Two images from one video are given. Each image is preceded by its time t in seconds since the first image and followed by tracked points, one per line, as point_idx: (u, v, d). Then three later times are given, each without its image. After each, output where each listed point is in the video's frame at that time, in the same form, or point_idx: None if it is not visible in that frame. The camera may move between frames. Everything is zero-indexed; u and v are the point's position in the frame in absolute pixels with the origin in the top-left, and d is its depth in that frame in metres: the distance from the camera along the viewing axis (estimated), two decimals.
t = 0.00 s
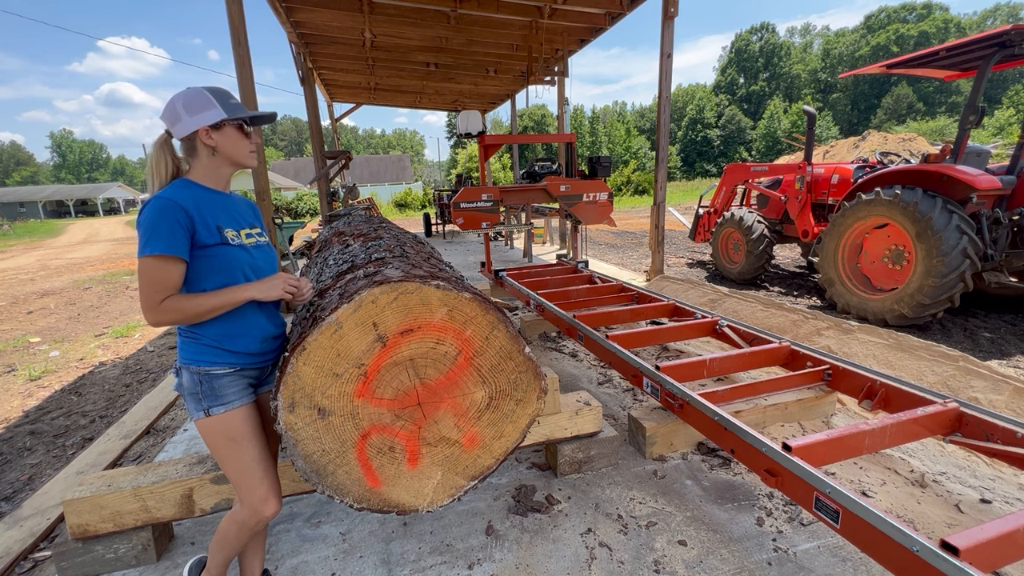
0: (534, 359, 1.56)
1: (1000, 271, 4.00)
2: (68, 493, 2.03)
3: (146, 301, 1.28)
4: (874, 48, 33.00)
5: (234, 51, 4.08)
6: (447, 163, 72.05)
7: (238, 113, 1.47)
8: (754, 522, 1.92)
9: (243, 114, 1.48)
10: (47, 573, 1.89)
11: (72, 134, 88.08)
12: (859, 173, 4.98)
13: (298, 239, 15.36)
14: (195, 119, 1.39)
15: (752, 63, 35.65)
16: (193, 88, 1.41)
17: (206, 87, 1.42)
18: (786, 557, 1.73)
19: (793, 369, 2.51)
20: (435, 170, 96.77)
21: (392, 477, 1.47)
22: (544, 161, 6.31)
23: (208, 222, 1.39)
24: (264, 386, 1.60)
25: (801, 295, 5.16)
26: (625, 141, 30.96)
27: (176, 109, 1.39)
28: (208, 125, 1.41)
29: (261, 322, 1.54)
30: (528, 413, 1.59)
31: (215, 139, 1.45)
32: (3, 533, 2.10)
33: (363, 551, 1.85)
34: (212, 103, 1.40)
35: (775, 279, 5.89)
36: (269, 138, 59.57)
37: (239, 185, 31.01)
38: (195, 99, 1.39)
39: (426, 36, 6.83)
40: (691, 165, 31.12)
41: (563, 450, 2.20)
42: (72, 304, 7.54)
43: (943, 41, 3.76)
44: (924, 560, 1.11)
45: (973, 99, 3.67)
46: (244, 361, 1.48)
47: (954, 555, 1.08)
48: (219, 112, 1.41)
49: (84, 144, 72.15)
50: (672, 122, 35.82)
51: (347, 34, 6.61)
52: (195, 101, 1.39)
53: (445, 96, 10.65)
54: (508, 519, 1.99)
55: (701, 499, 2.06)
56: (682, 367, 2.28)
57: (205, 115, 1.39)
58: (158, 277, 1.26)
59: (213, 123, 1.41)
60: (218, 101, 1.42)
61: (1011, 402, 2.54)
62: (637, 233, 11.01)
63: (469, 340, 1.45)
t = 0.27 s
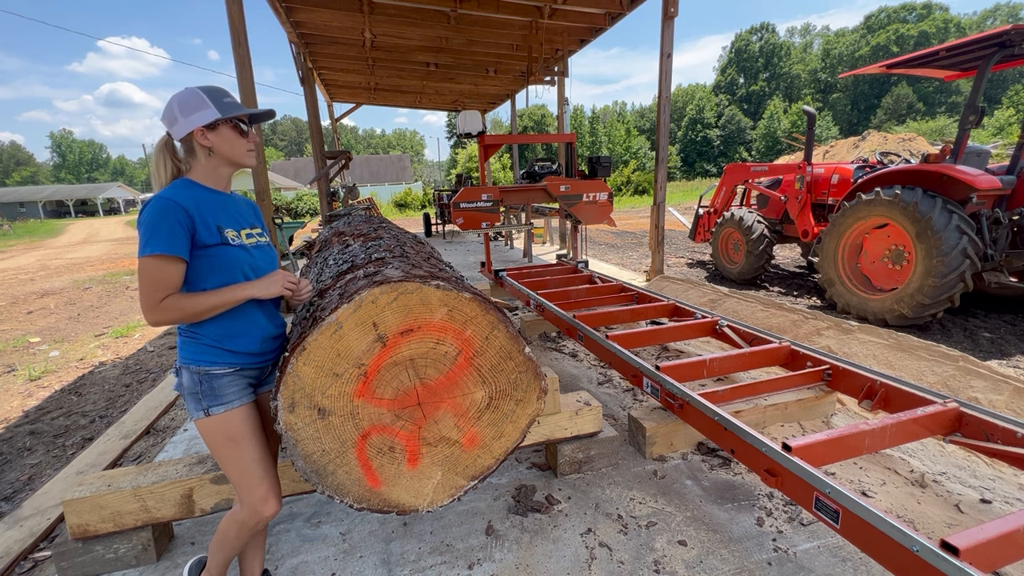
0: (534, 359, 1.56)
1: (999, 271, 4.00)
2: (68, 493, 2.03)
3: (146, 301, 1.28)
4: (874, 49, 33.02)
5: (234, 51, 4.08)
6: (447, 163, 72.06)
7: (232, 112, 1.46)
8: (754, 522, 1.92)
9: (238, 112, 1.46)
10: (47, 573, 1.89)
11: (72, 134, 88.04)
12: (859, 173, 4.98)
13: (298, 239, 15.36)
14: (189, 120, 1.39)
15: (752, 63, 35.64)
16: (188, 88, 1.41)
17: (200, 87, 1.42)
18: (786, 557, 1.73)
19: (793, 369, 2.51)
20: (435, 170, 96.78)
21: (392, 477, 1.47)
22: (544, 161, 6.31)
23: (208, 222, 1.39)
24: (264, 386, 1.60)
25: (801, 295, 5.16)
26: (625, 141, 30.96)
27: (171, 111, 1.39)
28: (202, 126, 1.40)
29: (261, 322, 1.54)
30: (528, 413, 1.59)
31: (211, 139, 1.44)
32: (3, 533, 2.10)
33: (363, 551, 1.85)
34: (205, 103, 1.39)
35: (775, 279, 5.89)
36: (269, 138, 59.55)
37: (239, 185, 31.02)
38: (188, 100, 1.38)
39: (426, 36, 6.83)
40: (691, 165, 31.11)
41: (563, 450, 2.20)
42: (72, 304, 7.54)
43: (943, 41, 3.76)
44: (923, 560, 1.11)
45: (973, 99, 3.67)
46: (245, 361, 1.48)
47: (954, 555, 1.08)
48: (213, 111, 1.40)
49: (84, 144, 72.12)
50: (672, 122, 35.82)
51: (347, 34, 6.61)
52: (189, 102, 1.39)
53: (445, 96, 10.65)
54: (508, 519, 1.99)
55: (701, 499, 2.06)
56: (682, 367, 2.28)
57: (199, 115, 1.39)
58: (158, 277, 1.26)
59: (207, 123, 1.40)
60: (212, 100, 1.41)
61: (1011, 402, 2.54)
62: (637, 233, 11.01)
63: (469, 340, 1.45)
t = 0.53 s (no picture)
0: (534, 359, 1.56)
1: (999, 271, 4.00)
2: (67, 493, 2.03)
3: (145, 301, 1.28)
4: (874, 49, 33.03)
5: (234, 51, 4.08)
6: (447, 163, 72.06)
7: (231, 112, 1.46)
8: (754, 522, 1.92)
9: (236, 112, 1.46)
10: (47, 573, 1.89)
11: (72, 134, 88.07)
12: (859, 173, 4.98)
13: (298, 239, 15.36)
14: (188, 121, 1.39)
15: (752, 63, 35.64)
16: (187, 89, 1.41)
17: (198, 87, 1.41)
18: (786, 557, 1.73)
19: (793, 369, 2.51)
20: (435, 170, 96.78)
21: (392, 477, 1.47)
22: (544, 161, 6.31)
23: (208, 222, 1.39)
24: (264, 386, 1.60)
25: (801, 295, 5.16)
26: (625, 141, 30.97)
27: (170, 111, 1.40)
28: (200, 126, 1.40)
29: (261, 322, 1.54)
30: (528, 413, 1.59)
31: (209, 139, 1.44)
32: (3, 533, 2.10)
33: (363, 551, 1.85)
34: (203, 103, 1.39)
35: (776, 279, 5.89)
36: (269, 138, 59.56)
37: (239, 185, 31.04)
38: (186, 100, 1.38)
39: (426, 36, 6.83)
40: (691, 165, 31.11)
41: (563, 450, 2.20)
42: (72, 304, 7.54)
43: (943, 41, 3.76)
44: (923, 560, 1.11)
45: (973, 100, 3.67)
46: (245, 361, 1.48)
47: (954, 555, 1.08)
48: (211, 112, 1.40)
49: (84, 144, 72.15)
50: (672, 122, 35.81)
51: (347, 34, 6.61)
52: (187, 102, 1.39)
53: (445, 96, 10.65)
54: (508, 519, 1.99)
55: (701, 499, 2.06)
56: (682, 367, 2.28)
57: (197, 116, 1.39)
58: (158, 277, 1.26)
59: (205, 123, 1.40)
60: (210, 101, 1.41)
61: (1011, 402, 2.54)
62: (637, 233, 11.01)
63: (469, 340, 1.45)
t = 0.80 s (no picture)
0: (534, 359, 1.56)
1: (1000, 271, 4.00)
2: (68, 493, 2.03)
3: (145, 301, 1.28)
4: (874, 49, 33.02)
5: (234, 50, 4.08)
6: (447, 163, 72.07)
7: (229, 112, 1.46)
8: (754, 522, 1.92)
9: (234, 112, 1.46)
10: (47, 573, 1.89)
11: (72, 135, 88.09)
12: (859, 173, 4.98)
13: (298, 239, 15.36)
14: (186, 121, 1.39)
15: (752, 63, 35.63)
16: (185, 89, 1.41)
17: (197, 87, 1.41)
18: (786, 557, 1.73)
19: (793, 369, 2.51)
20: (435, 170, 96.78)
21: (392, 477, 1.47)
22: (544, 161, 6.32)
23: (208, 222, 1.39)
24: (264, 386, 1.60)
25: (801, 295, 5.17)
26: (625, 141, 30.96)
27: (169, 112, 1.40)
28: (198, 126, 1.40)
29: (262, 322, 1.54)
30: (528, 413, 1.59)
31: (207, 140, 1.44)
32: (3, 533, 2.10)
33: (363, 551, 1.85)
34: (202, 103, 1.39)
35: (775, 279, 5.89)
36: (269, 138, 59.58)
37: (239, 185, 31.09)
38: (185, 101, 1.38)
39: (426, 36, 6.84)
40: (691, 165, 31.10)
41: (563, 450, 2.21)
42: (72, 304, 7.54)
43: (943, 41, 3.76)
44: (923, 560, 1.11)
45: (973, 99, 3.67)
46: (245, 361, 1.48)
47: (954, 555, 1.08)
48: (209, 111, 1.40)
49: (84, 145, 72.15)
50: (672, 122, 35.81)
51: (347, 34, 6.61)
52: (185, 102, 1.39)
53: (445, 96, 10.66)
54: (508, 519, 1.99)
55: (701, 499, 2.06)
56: (682, 367, 2.28)
57: (194, 116, 1.39)
58: (158, 277, 1.26)
59: (203, 123, 1.40)
60: (208, 100, 1.40)
61: (1011, 402, 2.54)
62: (637, 233, 11.02)
63: (469, 340, 1.45)
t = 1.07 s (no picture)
0: (534, 359, 1.56)
1: (1000, 271, 4.00)
2: (68, 493, 2.03)
3: (146, 301, 1.28)
4: (874, 49, 33.03)
5: (234, 50, 4.08)
6: (447, 163, 72.06)
7: (214, 112, 1.41)
8: (754, 522, 1.92)
9: (217, 112, 1.41)
10: (47, 573, 1.89)
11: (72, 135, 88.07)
12: (859, 173, 4.98)
13: (298, 239, 15.37)
14: (175, 122, 1.39)
15: (752, 63, 35.62)
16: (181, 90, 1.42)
17: (190, 88, 1.41)
18: (786, 557, 1.73)
19: (793, 369, 2.51)
20: (435, 170, 96.77)
21: (392, 477, 1.47)
22: (544, 161, 6.32)
23: (208, 222, 1.39)
24: (264, 386, 1.60)
25: (801, 295, 5.16)
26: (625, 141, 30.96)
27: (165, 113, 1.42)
28: (186, 127, 1.40)
29: (262, 322, 1.54)
30: (528, 413, 1.59)
31: (197, 140, 1.44)
32: (3, 533, 2.10)
33: (363, 551, 1.85)
34: (188, 104, 1.38)
35: (775, 279, 5.89)
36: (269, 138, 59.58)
37: (239, 185, 31.09)
38: (174, 101, 1.39)
39: (427, 36, 6.84)
40: (691, 165, 31.10)
41: (563, 450, 2.21)
42: (72, 304, 7.53)
43: (943, 41, 3.76)
44: (923, 560, 1.11)
45: (973, 99, 3.67)
46: (245, 361, 1.48)
47: (953, 555, 1.08)
48: (194, 111, 1.38)
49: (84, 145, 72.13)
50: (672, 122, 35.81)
51: (347, 34, 6.61)
52: (176, 103, 1.39)
53: (445, 96, 10.66)
54: (508, 519, 1.99)
55: (701, 499, 2.06)
56: (682, 367, 2.28)
57: (181, 117, 1.38)
58: (158, 276, 1.26)
59: (187, 125, 1.38)
60: (194, 101, 1.38)
61: (1011, 402, 2.54)
62: (637, 233, 11.02)
63: (469, 340, 1.45)
